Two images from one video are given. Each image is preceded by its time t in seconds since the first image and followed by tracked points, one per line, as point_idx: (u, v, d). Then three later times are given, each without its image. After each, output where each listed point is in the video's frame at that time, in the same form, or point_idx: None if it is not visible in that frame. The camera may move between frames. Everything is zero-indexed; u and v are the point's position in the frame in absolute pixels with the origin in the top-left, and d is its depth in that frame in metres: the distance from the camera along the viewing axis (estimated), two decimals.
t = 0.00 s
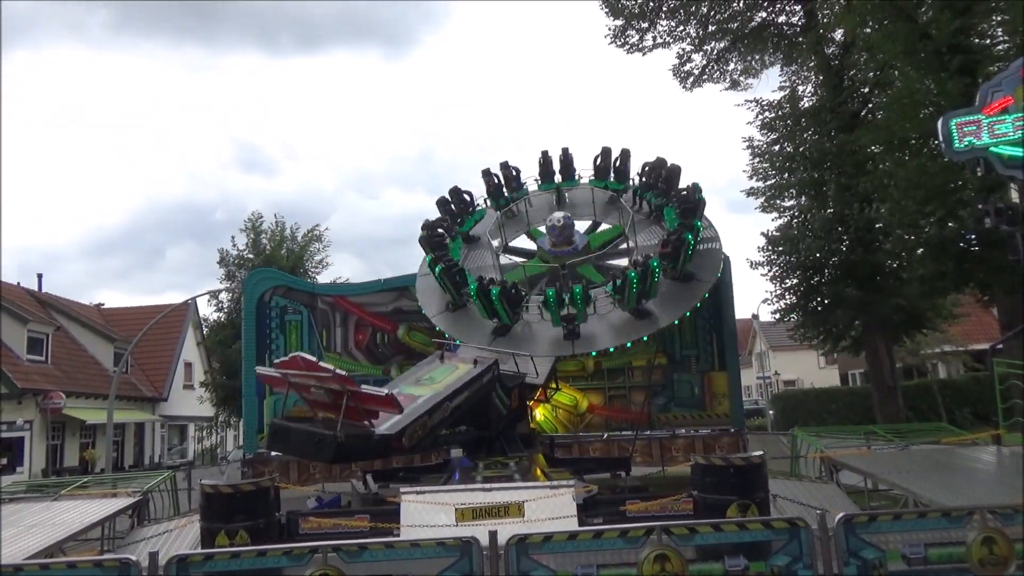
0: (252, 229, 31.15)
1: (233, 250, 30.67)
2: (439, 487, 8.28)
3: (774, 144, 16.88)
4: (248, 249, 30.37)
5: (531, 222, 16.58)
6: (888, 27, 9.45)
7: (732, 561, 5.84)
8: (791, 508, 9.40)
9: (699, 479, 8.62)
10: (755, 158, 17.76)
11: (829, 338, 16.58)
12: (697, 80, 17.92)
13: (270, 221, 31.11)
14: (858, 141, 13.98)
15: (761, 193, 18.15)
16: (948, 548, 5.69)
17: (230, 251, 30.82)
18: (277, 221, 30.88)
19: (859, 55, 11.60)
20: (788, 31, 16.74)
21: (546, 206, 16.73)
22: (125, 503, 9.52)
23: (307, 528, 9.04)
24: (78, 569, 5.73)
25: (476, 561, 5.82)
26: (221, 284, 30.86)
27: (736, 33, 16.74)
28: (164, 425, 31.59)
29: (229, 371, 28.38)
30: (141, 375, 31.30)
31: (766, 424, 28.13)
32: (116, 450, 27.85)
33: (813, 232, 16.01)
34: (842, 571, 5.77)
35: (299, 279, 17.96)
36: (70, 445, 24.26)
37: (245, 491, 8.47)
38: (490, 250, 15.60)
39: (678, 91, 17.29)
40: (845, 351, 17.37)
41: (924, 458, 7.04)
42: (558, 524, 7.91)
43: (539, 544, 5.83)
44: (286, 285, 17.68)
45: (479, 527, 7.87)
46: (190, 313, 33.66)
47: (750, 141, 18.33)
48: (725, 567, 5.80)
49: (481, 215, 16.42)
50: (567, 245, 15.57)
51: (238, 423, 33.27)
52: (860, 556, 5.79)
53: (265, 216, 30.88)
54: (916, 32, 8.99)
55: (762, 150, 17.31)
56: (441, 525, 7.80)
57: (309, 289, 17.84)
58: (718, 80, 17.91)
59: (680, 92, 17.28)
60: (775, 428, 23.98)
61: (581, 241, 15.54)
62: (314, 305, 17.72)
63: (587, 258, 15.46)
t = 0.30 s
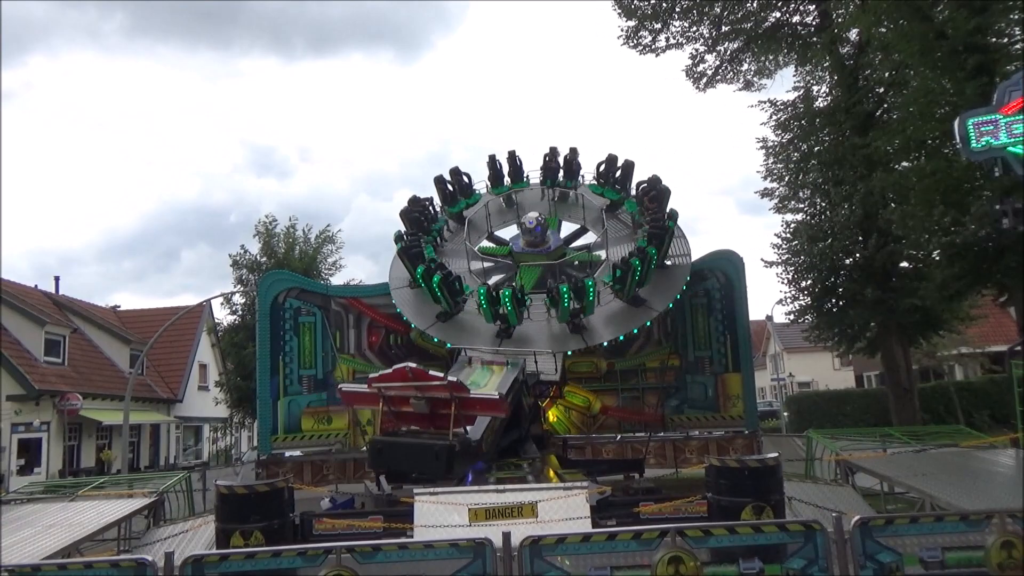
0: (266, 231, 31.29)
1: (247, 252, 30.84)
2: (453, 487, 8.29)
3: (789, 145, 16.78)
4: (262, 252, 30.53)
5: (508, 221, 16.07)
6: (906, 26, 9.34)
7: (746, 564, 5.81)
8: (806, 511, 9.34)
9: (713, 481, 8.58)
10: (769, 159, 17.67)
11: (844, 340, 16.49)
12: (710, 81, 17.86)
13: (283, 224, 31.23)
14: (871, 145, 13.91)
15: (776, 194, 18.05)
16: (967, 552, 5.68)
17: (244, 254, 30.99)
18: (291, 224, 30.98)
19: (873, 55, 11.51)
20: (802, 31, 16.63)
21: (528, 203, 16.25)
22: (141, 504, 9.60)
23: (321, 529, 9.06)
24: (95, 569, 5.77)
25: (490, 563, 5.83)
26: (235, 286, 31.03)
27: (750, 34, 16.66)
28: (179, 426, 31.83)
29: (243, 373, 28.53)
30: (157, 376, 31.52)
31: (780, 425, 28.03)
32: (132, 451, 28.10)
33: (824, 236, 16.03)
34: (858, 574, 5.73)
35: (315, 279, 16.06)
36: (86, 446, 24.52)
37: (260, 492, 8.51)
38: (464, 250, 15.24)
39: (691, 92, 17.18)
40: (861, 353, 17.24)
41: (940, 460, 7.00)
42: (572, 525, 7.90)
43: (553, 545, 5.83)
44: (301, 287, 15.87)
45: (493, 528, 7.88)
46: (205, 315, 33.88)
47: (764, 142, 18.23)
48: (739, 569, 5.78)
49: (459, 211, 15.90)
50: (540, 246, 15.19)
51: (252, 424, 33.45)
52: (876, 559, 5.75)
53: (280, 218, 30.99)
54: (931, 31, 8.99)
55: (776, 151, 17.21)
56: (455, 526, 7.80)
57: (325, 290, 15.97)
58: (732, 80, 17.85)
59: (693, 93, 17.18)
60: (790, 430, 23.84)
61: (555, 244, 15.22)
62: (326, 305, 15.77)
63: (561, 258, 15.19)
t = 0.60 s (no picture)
0: (276, 233, 31.39)
1: (257, 253, 30.98)
2: (463, 488, 8.30)
3: (798, 144, 16.70)
4: (272, 253, 30.67)
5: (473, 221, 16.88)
6: (916, 27, 9.26)
7: (758, 565, 5.79)
8: (818, 512, 9.32)
9: (724, 482, 8.56)
10: (779, 158, 17.60)
11: (856, 340, 16.44)
12: (720, 80, 17.82)
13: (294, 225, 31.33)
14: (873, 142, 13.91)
15: (786, 193, 17.99)
16: (981, 553, 5.69)
17: (255, 254, 31.11)
18: (302, 225, 31.10)
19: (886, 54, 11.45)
20: (813, 30, 16.55)
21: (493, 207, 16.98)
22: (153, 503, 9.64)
23: (332, 529, 9.07)
24: (108, 569, 5.80)
25: (500, 563, 5.83)
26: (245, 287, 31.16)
27: (759, 33, 16.56)
28: (191, 426, 31.98)
29: (254, 373, 28.65)
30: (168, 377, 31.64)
31: (791, 426, 27.92)
32: (145, 451, 28.28)
33: (837, 235, 15.89)
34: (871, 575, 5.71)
35: (324, 280, 15.53)
36: (99, 447, 24.71)
37: (271, 492, 8.52)
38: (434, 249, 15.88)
39: (700, 91, 17.16)
40: (872, 353, 17.15)
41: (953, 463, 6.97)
42: (582, 526, 7.89)
43: (564, 545, 5.81)
44: (312, 287, 15.28)
45: (503, 529, 7.89)
46: (216, 316, 34.07)
47: (774, 141, 18.17)
48: (751, 570, 5.76)
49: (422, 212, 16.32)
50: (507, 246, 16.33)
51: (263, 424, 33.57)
52: (889, 560, 5.72)
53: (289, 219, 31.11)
54: (943, 29, 8.85)
55: (786, 150, 17.14)
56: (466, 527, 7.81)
57: (335, 291, 15.46)
58: (741, 80, 17.81)
59: (702, 92, 17.15)
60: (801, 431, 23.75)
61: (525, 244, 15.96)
62: (338, 307, 15.35)
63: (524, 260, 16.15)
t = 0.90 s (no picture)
0: (288, 232, 31.54)
1: (270, 252, 31.14)
2: (474, 487, 8.31)
3: (812, 142, 16.65)
4: (285, 252, 30.83)
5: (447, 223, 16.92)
6: (930, 24, 9.25)
7: (771, 565, 5.77)
8: (831, 512, 9.29)
9: (737, 481, 8.54)
10: (792, 156, 17.53)
11: (869, 339, 16.35)
12: (732, 77, 17.77)
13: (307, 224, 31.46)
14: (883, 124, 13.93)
15: (798, 190, 17.93)
16: (996, 554, 5.61)
17: (267, 253, 31.27)
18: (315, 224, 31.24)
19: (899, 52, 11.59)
20: (826, 27, 16.50)
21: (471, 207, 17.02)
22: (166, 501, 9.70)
23: (344, 527, 9.09)
24: (122, 566, 5.83)
25: (512, 562, 5.83)
26: (258, 286, 31.32)
27: (772, 30, 16.46)
28: (203, 425, 32.14)
29: (266, 372, 28.79)
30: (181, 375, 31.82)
31: (803, 425, 27.84)
32: (158, 449, 28.45)
33: (853, 233, 15.66)
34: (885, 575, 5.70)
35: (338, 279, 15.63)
36: (113, 445, 24.92)
37: (284, 490, 8.56)
38: (408, 248, 15.60)
39: (713, 89, 17.14)
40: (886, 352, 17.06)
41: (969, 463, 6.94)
42: (594, 525, 7.89)
43: (576, 544, 5.80)
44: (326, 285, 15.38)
45: (515, 527, 7.90)
46: (229, 315, 34.28)
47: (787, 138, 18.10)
48: (764, 570, 5.75)
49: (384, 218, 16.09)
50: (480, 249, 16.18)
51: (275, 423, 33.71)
52: (903, 561, 5.71)
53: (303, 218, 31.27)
54: (959, 26, 8.79)
55: (800, 147, 17.07)
56: (478, 525, 7.81)
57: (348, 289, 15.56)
58: (753, 77, 17.79)
59: (714, 90, 17.13)
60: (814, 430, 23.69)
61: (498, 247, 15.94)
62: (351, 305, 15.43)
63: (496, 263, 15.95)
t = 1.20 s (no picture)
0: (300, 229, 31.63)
1: (281, 249, 31.26)
2: (485, 485, 8.33)
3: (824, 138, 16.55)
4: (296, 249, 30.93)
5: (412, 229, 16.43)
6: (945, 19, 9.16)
7: (783, 563, 5.75)
8: (843, 510, 9.28)
9: (748, 479, 8.53)
10: (804, 153, 17.44)
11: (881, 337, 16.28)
12: (743, 74, 17.68)
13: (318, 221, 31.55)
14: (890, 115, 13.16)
15: (810, 187, 17.85)
16: (1010, 554, 5.59)
17: (279, 251, 31.39)
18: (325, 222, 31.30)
19: (912, 47, 11.22)
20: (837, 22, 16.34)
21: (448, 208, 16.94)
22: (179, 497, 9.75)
23: (356, 524, 9.14)
24: (136, 561, 5.86)
25: (523, 559, 5.82)
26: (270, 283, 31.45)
27: (784, 26, 16.36)
28: (215, 421, 32.31)
29: (278, 368, 28.90)
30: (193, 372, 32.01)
31: (815, 423, 27.74)
32: (170, 445, 28.64)
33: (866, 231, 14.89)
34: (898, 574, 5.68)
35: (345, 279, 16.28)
36: (126, 441, 25.09)
37: (296, 486, 8.60)
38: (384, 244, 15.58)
39: (724, 86, 17.07)
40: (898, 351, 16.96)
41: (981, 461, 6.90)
42: (604, 522, 7.90)
43: (587, 542, 5.80)
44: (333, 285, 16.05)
45: (526, 524, 7.90)
46: (240, 313, 34.45)
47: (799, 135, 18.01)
48: (776, 568, 5.73)
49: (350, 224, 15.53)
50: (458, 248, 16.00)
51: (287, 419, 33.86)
52: (917, 560, 5.69)
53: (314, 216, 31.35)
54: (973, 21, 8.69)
55: (812, 144, 16.97)
56: (488, 522, 7.82)
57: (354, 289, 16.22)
58: (765, 74, 17.71)
59: (725, 86, 17.06)
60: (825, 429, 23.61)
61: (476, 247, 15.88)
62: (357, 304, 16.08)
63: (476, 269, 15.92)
